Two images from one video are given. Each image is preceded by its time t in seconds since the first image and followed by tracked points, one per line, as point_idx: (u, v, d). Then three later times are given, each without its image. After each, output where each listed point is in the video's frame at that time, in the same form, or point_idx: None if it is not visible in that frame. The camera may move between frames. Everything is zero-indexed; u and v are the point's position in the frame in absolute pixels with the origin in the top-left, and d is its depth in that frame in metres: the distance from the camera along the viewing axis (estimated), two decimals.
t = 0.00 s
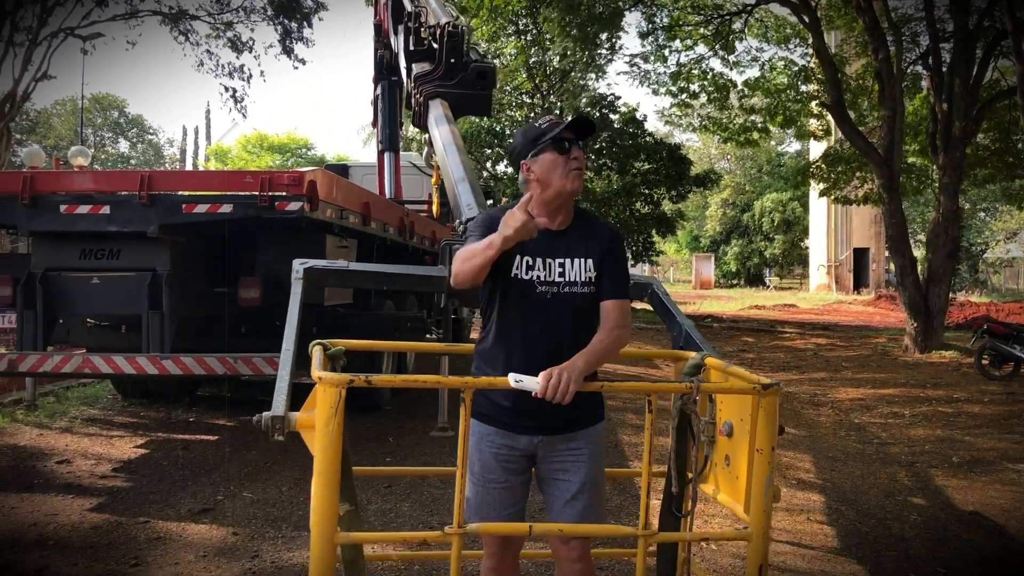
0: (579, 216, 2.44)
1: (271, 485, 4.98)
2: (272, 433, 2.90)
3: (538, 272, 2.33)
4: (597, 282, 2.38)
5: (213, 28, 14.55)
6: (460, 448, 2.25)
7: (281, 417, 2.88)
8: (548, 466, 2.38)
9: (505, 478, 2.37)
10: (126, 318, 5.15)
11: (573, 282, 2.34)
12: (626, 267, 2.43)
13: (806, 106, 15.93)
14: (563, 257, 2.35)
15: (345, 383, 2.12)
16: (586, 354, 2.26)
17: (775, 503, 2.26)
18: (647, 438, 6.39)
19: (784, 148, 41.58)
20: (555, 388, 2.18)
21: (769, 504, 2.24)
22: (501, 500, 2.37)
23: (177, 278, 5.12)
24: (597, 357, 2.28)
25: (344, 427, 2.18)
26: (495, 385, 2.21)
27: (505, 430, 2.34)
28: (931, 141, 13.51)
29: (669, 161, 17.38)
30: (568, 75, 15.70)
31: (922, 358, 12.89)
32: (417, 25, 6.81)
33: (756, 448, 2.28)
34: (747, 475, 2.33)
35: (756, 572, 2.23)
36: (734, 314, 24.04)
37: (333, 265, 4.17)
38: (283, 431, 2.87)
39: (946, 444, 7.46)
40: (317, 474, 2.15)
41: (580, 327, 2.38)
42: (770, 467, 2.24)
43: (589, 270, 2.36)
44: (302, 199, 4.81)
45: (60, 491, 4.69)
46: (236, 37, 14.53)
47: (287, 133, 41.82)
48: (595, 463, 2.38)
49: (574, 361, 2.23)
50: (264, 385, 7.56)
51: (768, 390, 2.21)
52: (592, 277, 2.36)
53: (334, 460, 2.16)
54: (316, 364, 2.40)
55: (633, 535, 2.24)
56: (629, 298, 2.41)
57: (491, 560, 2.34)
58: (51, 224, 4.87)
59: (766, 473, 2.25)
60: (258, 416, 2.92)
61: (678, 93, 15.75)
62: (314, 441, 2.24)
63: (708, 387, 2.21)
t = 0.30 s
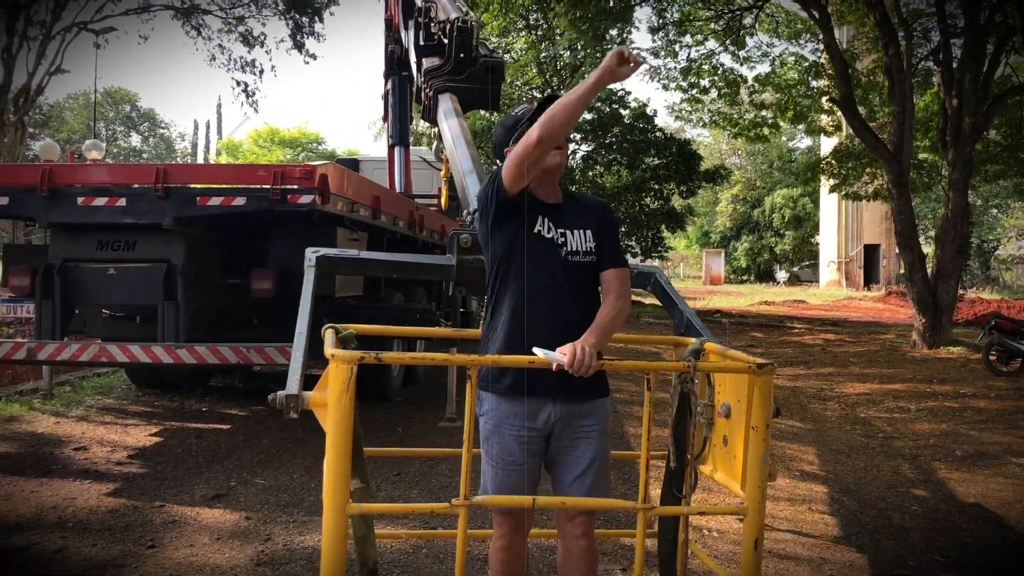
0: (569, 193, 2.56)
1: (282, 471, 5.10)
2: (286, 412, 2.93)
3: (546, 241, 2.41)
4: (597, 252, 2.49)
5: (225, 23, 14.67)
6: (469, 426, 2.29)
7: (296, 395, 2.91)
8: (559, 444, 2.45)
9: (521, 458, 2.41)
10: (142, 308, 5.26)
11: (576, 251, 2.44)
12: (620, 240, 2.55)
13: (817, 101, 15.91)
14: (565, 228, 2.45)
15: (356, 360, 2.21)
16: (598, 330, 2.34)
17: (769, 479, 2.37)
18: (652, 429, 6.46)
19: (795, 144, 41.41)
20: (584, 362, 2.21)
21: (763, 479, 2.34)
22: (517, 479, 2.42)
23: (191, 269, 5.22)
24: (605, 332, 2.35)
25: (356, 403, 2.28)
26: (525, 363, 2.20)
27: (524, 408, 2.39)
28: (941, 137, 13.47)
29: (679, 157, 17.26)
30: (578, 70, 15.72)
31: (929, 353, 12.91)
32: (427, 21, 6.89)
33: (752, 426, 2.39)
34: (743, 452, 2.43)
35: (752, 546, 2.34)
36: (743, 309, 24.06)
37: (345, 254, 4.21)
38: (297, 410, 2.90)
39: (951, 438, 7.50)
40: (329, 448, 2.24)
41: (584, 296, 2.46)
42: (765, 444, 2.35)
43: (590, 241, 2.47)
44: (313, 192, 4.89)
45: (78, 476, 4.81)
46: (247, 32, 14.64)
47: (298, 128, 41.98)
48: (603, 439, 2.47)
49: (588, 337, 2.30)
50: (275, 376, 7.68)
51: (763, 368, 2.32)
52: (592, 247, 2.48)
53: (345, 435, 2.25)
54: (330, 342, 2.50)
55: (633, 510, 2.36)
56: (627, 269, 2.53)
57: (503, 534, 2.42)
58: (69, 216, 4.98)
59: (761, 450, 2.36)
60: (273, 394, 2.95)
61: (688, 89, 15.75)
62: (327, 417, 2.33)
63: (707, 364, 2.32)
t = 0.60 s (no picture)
0: (576, 202, 2.63)
1: (289, 470, 5.19)
2: (299, 412, 3.03)
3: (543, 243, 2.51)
4: (597, 258, 2.55)
5: (224, 26, 14.75)
6: (475, 427, 2.35)
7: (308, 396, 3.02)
8: (558, 444, 2.54)
9: (520, 455, 2.51)
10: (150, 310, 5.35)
11: (575, 254, 2.52)
12: (624, 249, 2.61)
13: (813, 100, 16.02)
14: (566, 232, 2.53)
15: (369, 361, 2.30)
16: (603, 331, 2.41)
17: (765, 474, 2.46)
18: (652, 426, 6.56)
19: (792, 142, 41.52)
20: (581, 351, 2.30)
21: (759, 475, 2.44)
22: (516, 476, 2.52)
23: (198, 271, 5.31)
24: (606, 334, 2.42)
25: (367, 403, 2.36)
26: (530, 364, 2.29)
27: (520, 407, 2.48)
28: (936, 135, 13.58)
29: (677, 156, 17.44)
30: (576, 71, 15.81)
31: (926, 350, 13.02)
32: (428, 26, 6.99)
33: (747, 424, 2.47)
34: (739, 449, 2.52)
35: (749, 539, 2.43)
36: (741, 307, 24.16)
37: (353, 258, 4.32)
38: (310, 409, 3.01)
39: (947, 433, 7.61)
40: (342, 447, 2.33)
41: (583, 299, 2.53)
42: (761, 440, 2.44)
43: (590, 246, 2.54)
44: (318, 195, 4.99)
45: (89, 476, 4.91)
46: (246, 34, 14.73)
47: (296, 129, 42.04)
48: (601, 440, 2.54)
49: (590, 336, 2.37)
50: (279, 376, 7.77)
51: (757, 368, 2.40)
52: (591, 254, 2.54)
53: (358, 434, 2.34)
54: (342, 343, 2.59)
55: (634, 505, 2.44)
56: (630, 278, 2.59)
57: (505, 530, 2.50)
58: (78, 220, 5.07)
59: (756, 447, 2.45)
60: (286, 396, 3.07)
61: (684, 88, 15.86)
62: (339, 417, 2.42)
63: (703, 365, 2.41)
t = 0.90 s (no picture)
0: (578, 206, 2.69)
1: (290, 472, 5.25)
2: (310, 410, 3.17)
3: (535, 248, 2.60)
4: (593, 260, 2.61)
5: (209, 32, 14.74)
6: (483, 424, 2.42)
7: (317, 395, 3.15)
8: (551, 437, 2.61)
9: (514, 446, 2.63)
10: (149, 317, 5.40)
11: (568, 257, 2.60)
12: (622, 250, 2.66)
13: (797, 99, 16.20)
14: (560, 236, 2.61)
15: (378, 362, 2.35)
16: (599, 331, 2.49)
17: (760, 464, 2.55)
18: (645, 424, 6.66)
19: (777, 141, 41.83)
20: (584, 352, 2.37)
21: (754, 465, 2.53)
22: (510, 465, 2.64)
23: (196, 277, 5.36)
24: (604, 334, 2.48)
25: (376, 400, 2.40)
26: (533, 361, 2.36)
27: (513, 399, 2.61)
28: (920, 132, 13.75)
29: (663, 156, 17.63)
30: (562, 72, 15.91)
31: (913, 345, 13.20)
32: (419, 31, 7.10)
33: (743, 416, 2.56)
34: (735, 440, 2.61)
35: (745, 527, 2.51)
36: (729, 305, 24.34)
37: (354, 260, 4.44)
38: (318, 407, 3.14)
39: (935, 426, 7.75)
40: (353, 444, 2.38)
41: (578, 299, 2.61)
42: (755, 431, 2.53)
43: (586, 249, 2.61)
44: (314, 200, 5.04)
45: (91, 481, 4.95)
46: (232, 40, 14.73)
47: (282, 133, 41.91)
48: (594, 435, 2.59)
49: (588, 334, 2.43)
50: (275, 380, 7.82)
51: (751, 362, 2.49)
52: (587, 256, 2.61)
53: (367, 431, 2.38)
54: (348, 343, 2.65)
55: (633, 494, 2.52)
56: (627, 278, 2.64)
57: (506, 519, 2.59)
58: (76, 228, 5.12)
59: (752, 437, 2.54)
60: (296, 395, 3.21)
61: (670, 89, 16.01)
62: (349, 415, 2.46)
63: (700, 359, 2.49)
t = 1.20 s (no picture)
0: (567, 210, 2.77)
1: (288, 466, 5.34)
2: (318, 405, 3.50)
3: (528, 256, 2.69)
4: (585, 261, 2.71)
5: (196, 31, 14.73)
6: (486, 417, 2.49)
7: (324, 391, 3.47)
8: (547, 429, 2.72)
9: (512, 438, 2.74)
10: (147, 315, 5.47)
11: (561, 261, 2.69)
12: (612, 249, 2.75)
13: (781, 94, 16.38)
14: (552, 242, 2.70)
15: (385, 357, 2.37)
16: (593, 328, 2.59)
17: (750, 451, 2.67)
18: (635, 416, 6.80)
19: (761, 136, 42.11)
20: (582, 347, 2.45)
21: (745, 454, 2.65)
22: (509, 455, 2.75)
23: (194, 276, 5.44)
24: (599, 332, 2.59)
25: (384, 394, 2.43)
26: (532, 355, 2.46)
27: (510, 393, 2.72)
28: (902, 126, 13.93)
29: (648, 152, 17.86)
30: (549, 68, 16.01)
31: (896, 337, 13.43)
32: (409, 32, 7.22)
33: (734, 407, 2.68)
34: (726, 430, 2.73)
35: (736, 512, 2.63)
36: (716, 300, 24.57)
37: (353, 259, 4.58)
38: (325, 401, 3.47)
39: (917, 416, 7.94)
40: (362, 438, 2.40)
41: (573, 299, 2.71)
42: (746, 421, 2.65)
43: (577, 252, 2.70)
44: (310, 198, 5.15)
45: (92, 477, 5.02)
46: (218, 38, 14.72)
47: (267, 131, 41.73)
48: (588, 426, 2.69)
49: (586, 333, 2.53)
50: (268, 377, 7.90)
51: (742, 355, 2.61)
52: (579, 259, 2.70)
53: (375, 424, 2.40)
54: (355, 340, 2.70)
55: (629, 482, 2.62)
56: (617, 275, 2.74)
57: (505, 508, 2.70)
58: (74, 228, 5.18)
59: (743, 426, 2.66)
60: (306, 391, 3.51)
61: (656, 85, 16.14)
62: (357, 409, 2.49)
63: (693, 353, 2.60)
